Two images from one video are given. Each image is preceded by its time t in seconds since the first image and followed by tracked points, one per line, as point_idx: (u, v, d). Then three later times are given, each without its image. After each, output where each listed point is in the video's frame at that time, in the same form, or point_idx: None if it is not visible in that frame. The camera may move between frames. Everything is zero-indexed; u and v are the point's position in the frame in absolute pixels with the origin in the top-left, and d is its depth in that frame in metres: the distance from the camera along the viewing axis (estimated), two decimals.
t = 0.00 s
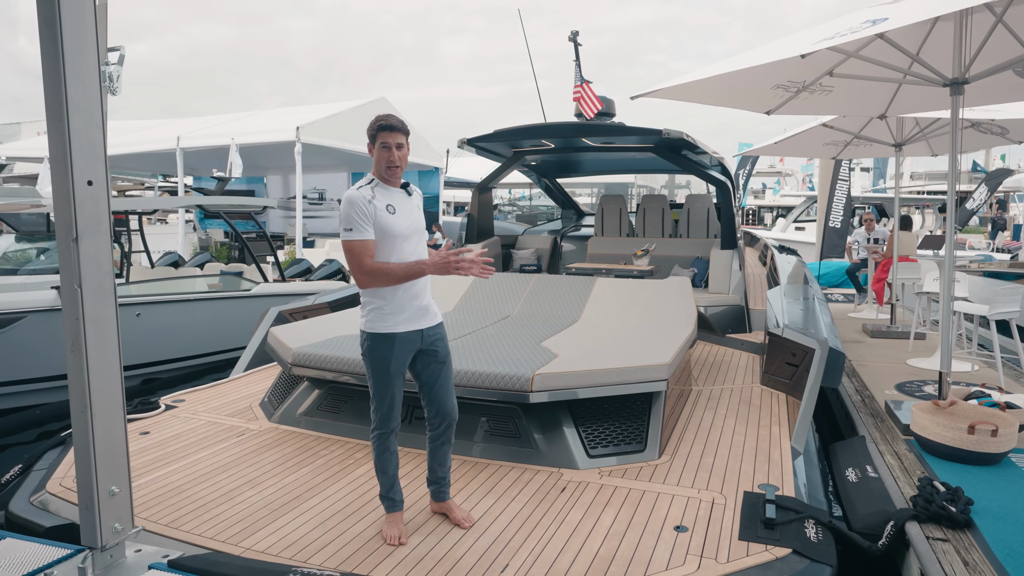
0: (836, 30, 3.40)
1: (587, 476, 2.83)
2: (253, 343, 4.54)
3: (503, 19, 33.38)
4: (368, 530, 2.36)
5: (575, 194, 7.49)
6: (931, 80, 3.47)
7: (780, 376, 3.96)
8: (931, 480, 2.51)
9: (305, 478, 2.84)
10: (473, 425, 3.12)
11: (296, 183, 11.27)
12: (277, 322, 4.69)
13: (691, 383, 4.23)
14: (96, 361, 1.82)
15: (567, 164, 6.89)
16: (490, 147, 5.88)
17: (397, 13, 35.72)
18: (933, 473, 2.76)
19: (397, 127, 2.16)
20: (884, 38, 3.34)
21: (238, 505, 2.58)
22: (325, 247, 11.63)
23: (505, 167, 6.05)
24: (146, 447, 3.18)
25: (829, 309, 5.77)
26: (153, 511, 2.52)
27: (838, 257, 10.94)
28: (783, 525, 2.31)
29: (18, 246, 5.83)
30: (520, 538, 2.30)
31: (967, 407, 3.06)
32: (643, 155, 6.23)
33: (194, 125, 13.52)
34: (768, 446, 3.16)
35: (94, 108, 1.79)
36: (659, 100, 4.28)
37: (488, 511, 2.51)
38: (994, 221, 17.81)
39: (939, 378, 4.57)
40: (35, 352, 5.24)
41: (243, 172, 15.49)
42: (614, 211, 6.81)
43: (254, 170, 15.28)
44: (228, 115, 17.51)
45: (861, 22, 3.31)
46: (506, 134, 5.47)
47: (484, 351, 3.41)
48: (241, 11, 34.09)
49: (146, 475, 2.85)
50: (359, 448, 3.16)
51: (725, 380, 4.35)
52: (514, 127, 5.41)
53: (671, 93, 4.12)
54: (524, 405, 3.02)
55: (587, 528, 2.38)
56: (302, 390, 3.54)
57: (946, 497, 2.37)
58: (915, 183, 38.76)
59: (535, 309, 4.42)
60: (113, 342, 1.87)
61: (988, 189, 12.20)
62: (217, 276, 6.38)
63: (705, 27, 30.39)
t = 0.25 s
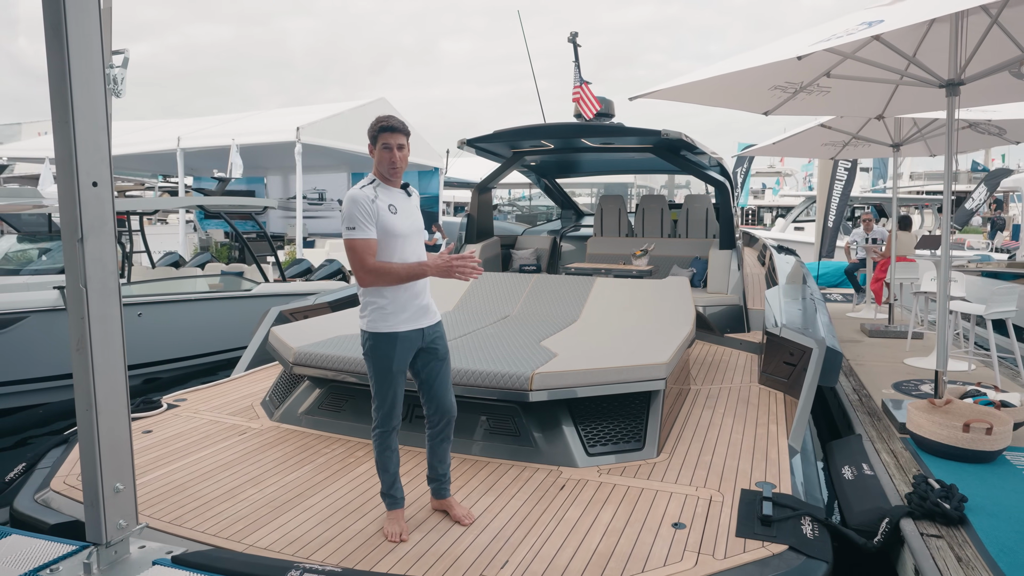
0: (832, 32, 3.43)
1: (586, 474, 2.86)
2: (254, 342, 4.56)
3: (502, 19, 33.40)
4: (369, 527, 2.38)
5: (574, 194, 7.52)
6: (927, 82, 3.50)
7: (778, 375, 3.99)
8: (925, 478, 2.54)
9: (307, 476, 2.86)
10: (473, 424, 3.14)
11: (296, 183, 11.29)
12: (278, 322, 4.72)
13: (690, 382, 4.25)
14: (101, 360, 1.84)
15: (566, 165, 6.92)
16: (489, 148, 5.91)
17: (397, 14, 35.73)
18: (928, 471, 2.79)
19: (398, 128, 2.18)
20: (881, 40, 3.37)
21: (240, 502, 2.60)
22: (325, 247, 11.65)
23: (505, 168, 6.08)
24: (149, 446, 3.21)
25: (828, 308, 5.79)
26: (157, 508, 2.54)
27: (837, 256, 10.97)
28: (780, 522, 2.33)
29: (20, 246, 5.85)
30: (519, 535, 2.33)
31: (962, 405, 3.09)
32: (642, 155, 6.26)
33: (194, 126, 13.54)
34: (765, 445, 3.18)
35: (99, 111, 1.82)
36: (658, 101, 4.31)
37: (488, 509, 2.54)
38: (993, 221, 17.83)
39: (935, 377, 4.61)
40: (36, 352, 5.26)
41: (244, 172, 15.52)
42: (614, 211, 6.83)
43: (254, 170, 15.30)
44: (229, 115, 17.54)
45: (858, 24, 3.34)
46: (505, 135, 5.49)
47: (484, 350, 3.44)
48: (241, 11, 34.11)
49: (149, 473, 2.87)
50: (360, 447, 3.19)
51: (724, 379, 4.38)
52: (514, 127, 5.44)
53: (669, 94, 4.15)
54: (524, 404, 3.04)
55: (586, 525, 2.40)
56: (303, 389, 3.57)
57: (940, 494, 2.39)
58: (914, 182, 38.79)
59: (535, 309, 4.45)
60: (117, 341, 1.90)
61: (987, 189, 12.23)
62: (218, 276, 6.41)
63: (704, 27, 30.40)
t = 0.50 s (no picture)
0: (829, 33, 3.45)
1: (585, 473, 2.88)
2: (255, 342, 4.58)
3: (502, 20, 33.44)
4: (370, 525, 2.41)
5: (574, 195, 7.54)
6: (924, 83, 3.52)
7: (776, 375, 4.01)
8: (921, 476, 2.56)
9: (308, 475, 2.88)
10: (473, 423, 3.17)
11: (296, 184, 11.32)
12: (278, 322, 4.74)
13: (688, 381, 4.27)
14: (104, 359, 1.86)
15: (565, 165, 6.94)
16: (489, 148, 5.93)
17: (396, 14, 35.77)
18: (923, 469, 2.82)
19: (396, 129, 2.20)
20: (877, 42, 3.39)
21: (242, 501, 2.62)
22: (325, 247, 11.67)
23: (504, 168, 6.10)
24: (151, 445, 3.23)
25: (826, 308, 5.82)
26: (160, 506, 2.56)
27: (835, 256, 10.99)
28: (777, 520, 2.35)
29: (21, 247, 5.88)
30: (518, 533, 2.35)
31: (958, 405, 3.11)
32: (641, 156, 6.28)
33: (194, 126, 13.56)
34: (763, 444, 3.20)
35: (102, 113, 1.84)
36: (656, 102, 4.33)
37: (488, 507, 2.56)
38: (992, 221, 17.83)
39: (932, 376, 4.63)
40: (38, 352, 5.28)
41: (244, 173, 15.54)
42: (613, 211, 6.84)
43: (254, 170, 15.32)
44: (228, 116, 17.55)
45: (854, 25, 3.37)
46: (505, 136, 5.51)
47: (484, 350, 3.46)
48: (241, 11, 34.13)
49: (151, 472, 2.89)
50: (361, 446, 3.21)
51: (722, 378, 4.40)
52: (513, 128, 5.46)
53: (667, 95, 4.17)
54: (523, 403, 3.06)
55: (584, 523, 2.42)
56: (304, 389, 3.59)
57: (935, 492, 2.41)
58: (914, 182, 38.81)
59: (534, 309, 4.47)
60: (120, 341, 1.92)
61: (985, 189, 12.25)
62: (219, 276, 6.40)
63: (704, 28, 30.44)
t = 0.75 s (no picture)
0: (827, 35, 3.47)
1: (585, 473, 2.90)
2: (255, 343, 4.60)
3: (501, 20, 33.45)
4: (371, 525, 2.42)
5: (573, 195, 7.55)
6: (921, 85, 3.54)
7: (775, 375, 4.02)
8: (918, 476, 2.58)
9: (309, 476, 2.90)
10: (473, 424, 3.18)
11: (296, 185, 11.33)
12: (279, 323, 4.76)
13: (688, 382, 4.29)
14: (107, 360, 1.88)
15: (565, 165, 6.96)
16: (488, 149, 5.95)
17: (396, 14, 35.79)
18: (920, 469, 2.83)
19: (394, 129, 2.21)
20: (875, 44, 3.41)
21: (244, 501, 2.64)
22: (325, 248, 11.69)
23: (504, 169, 6.11)
24: (153, 445, 3.25)
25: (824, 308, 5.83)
26: (163, 506, 2.58)
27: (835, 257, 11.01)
28: (776, 520, 2.37)
29: (22, 248, 5.89)
30: (519, 532, 2.37)
31: (956, 405, 3.13)
32: (640, 157, 6.30)
33: (194, 127, 13.57)
34: (762, 443, 3.22)
35: (105, 116, 1.85)
36: (655, 103, 4.35)
37: (488, 507, 2.57)
38: (992, 221, 17.84)
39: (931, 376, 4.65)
40: (39, 353, 5.30)
41: (243, 173, 15.55)
42: (612, 212, 6.87)
43: (254, 171, 15.34)
44: (228, 116, 17.56)
45: (851, 28, 3.38)
46: (504, 137, 5.53)
47: (485, 351, 3.47)
48: (241, 12, 34.14)
49: (153, 473, 2.91)
50: (362, 446, 3.23)
51: (721, 379, 4.41)
52: (513, 129, 5.47)
53: (666, 97, 4.19)
54: (523, 404, 3.08)
55: (584, 523, 2.44)
56: (305, 390, 3.60)
57: (932, 492, 2.43)
58: (914, 182, 38.83)
59: (534, 309, 4.48)
60: (123, 342, 1.93)
61: (985, 190, 12.26)
62: (219, 277, 6.41)
63: (704, 28, 30.47)
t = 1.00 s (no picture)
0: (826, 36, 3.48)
1: (586, 473, 2.91)
2: (257, 343, 4.61)
3: (501, 20, 33.45)
4: (373, 525, 2.43)
5: (574, 195, 7.56)
6: (920, 85, 3.55)
7: (775, 375, 4.03)
8: (917, 475, 2.59)
9: (311, 476, 2.91)
10: (474, 424, 3.19)
11: (296, 185, 11.34)
12: (280, 323, 4.77)
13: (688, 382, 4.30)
14: (109, 360, 1.89)
15: (565, 166, 6.97)
16: (488, 150, 5.96)
17: (396, 14, 35.79)
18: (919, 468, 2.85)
19: (393, 131, 2.22)
20: (873, 45, 3.42)
21: (246, 501, 2.65)
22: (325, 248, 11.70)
23: (504, 170, 6.12)
24: (154, 445, 3.26)
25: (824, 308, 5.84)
26: (165, 506, 2.60)
27: (834, 257, 11.02)
28: (775, 519, 2.38)
29: (23, 249, 5.90)
30: (520, 532, 2.37)
31: (954, 405, 3.14)
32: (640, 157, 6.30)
33: (194, 128, 13.58)
34: (762, 443, 3.23)
35: (107, 118, 1.86)
36: (655, 104, 4.36)
37: (489, 507, 2.58)
38: (992, 221, 17.82)
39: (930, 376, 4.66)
40: (41, 354, 5.31)
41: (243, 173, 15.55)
42: (612, 212, 6.89)
43: (254, 172, 15.35)
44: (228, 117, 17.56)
45: (850, 29, 3.40)
46: (505, 138, 5.54)
47: (485, 351, 3.48)
48: (241, 12, 34.15)
49: (155, 473, 2.92)
50: (363, 446, 3.24)
51: (721, 379, 4.42)
52: (513, 130, 5.48)
53: (665, 98, 4.20)
54: (524, 404, 3.09)
55: (585, 523, 2.45)
56: (306, 390, 3.62)
57: (930, 491, 2.44)
58: (914, 182, 38.83)
59: (534, 310, 4.50)
60: (125, 343, 1.94)
61: (984, 190, 12.25)
62: (220, 278, 6.42)
63: (704, 28, 30.46)
